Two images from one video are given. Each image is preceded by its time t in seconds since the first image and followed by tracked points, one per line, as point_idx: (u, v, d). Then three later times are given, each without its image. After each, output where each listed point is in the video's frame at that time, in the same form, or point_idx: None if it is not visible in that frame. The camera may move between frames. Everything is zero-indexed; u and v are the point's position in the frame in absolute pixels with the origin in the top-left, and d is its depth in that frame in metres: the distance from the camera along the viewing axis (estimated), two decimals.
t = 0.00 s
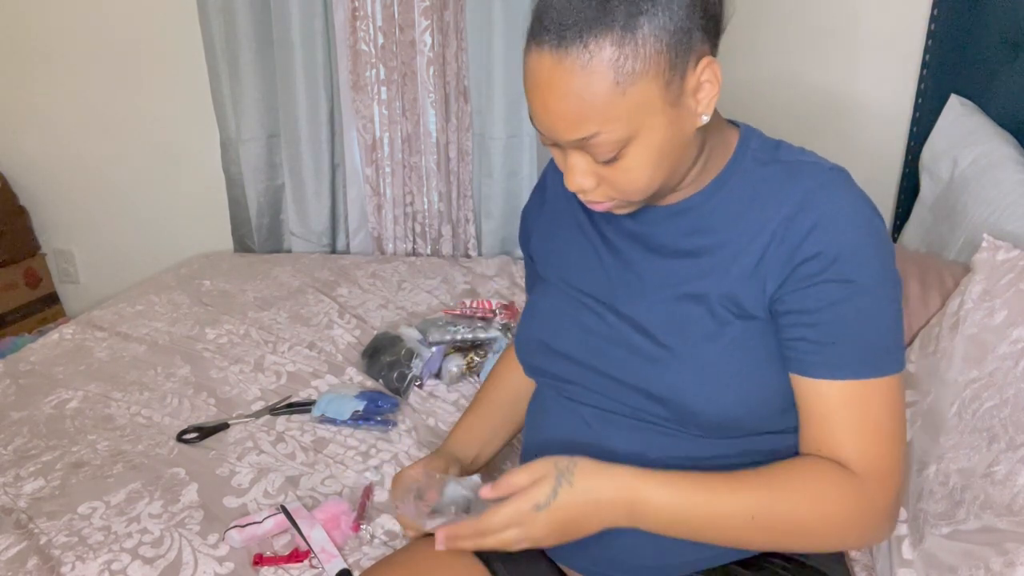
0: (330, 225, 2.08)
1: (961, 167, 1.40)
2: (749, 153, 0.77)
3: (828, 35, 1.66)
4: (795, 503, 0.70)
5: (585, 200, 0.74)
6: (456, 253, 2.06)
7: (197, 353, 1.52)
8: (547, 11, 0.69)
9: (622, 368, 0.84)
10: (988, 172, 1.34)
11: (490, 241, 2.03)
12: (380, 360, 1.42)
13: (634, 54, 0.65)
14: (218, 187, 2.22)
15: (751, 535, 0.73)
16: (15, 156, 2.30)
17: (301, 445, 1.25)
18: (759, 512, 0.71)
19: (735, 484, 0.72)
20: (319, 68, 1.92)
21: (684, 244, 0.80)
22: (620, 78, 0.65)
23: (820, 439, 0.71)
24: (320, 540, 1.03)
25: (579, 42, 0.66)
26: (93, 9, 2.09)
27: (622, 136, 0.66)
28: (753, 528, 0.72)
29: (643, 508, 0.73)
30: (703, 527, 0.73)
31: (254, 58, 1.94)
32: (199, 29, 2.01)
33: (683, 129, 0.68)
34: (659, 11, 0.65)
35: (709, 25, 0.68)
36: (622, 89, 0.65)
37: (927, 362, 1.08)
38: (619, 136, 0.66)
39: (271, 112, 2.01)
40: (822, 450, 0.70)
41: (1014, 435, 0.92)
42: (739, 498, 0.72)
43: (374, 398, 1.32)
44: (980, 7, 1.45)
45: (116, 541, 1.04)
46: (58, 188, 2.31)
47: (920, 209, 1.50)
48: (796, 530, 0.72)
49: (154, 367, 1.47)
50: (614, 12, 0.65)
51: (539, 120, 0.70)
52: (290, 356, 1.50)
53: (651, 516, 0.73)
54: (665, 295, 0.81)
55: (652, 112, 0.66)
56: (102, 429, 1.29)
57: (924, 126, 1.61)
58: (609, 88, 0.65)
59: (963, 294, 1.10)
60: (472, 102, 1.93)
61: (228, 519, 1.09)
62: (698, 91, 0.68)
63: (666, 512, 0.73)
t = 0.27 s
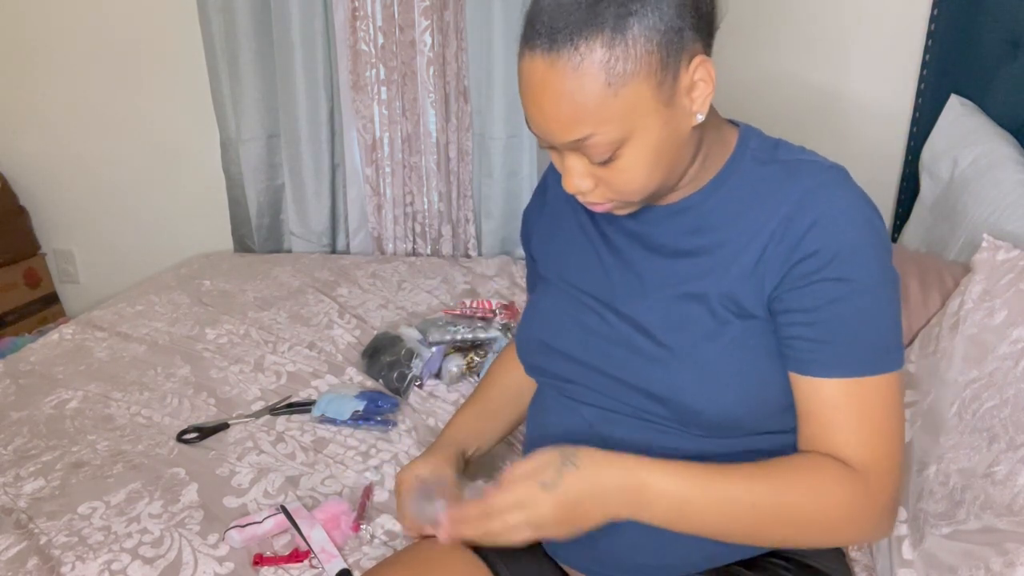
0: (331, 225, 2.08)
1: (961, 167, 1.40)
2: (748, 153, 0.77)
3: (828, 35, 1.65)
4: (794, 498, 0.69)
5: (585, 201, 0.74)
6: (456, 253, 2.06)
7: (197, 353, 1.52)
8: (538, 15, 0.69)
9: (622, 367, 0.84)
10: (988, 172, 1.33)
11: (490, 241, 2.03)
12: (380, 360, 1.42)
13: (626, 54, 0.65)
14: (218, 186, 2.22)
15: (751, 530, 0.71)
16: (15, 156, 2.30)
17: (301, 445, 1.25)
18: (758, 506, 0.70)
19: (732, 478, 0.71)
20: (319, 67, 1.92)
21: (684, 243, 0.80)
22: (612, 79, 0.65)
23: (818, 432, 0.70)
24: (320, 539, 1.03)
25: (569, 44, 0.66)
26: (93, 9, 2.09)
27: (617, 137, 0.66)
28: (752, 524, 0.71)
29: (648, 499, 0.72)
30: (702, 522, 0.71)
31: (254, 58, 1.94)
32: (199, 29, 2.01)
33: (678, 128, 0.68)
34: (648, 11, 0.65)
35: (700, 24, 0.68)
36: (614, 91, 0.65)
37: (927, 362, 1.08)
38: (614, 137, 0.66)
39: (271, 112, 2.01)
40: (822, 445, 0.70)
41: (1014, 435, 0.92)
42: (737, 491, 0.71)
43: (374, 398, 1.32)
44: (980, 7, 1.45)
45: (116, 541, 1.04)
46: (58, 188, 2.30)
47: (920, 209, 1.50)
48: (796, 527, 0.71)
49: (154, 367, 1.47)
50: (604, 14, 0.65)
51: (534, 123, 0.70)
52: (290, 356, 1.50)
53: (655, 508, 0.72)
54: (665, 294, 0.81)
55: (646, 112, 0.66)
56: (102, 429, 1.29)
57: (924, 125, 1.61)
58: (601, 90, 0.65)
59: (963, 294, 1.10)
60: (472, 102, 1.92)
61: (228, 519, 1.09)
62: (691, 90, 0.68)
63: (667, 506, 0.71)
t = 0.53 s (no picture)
0: (331, 225, 2.08)
1: (961, 167, 1.40)
2: (749, 155, 0.78)
3: (827, 36, 1.65)
4: (868, 483, 0.68)
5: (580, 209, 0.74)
6: (456, 253, 2.06)
7: (197, 353, 1.52)
8: (527, 26, 0.70)
9: (623, 369, 0.83)
10: (988, 173, 1.34)
11: (490, 241, 2.03)
12: (380, 360, 1.42)
13: (614, 63, 0.65)
14: (218, 186, 2.22)
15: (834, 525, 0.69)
16: (15, 156, 2.30)
17: (301, 445, 1.25)
18: (837, 496, 0.69)
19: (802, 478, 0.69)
20: (319, 68, 1.92)
21: (688, 245, 0.80)
22: (601, 88, 0.65)
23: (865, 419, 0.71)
24: (319, 539, 1.03)
25: (558, 54, 0.66)
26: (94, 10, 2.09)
27: (608, 144, 0.66)
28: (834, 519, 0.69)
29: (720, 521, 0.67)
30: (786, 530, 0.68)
31: (254, 58, 1.94)
32: (199, 29, 2.01)
33: (671, 133, 0.68)
34: (636, 20, 0.65)
35: (692, 30, 0.68)
36: (603, 99, 0.65)
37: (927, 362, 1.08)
38: (606, 143, 0.66)
39: (271, 112, 2.01)
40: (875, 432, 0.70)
41: (1014, 435, 0.92)
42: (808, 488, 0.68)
43: (374, 398, 1.32)
44: (980, 7, 1.45)
45: (116, 541, 1.04)
46: (58, 188, 2.30)
47: (920, 209, 1.50)
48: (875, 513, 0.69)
49: (154, 367, 1.47)
50: (592, 24, 0.66)
51: (526, 134, 0.70)
52: (290, 356, 1.50)
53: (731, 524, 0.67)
54: (667, 294, 0.81)
55: (637, 118, 0.66)
56: (102, 429, 1.29)
57: (924, 125, 1.61)
58: (590, 99, 0.65)
59: (962, 294, 1.10)
60: (472, 102, 1.93)
61: (229, 519, 1.09)
62: (683, 96, 0.68)
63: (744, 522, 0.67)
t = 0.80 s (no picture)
0: (330, 225, 2.08)
1: (961, 167, 1.41)
2: (759, 155, 0.77)
3: (829, 36, 1.66)
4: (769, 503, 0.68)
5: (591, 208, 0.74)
6: (456, 253, 2.06)
7: (197, 353, 1.52)
8: (539, 24, 0.69)
9: (628, 368, 0.84)
10: (987, 173, 1.34)
11: (490, 241, 2.02)
12: (380, 360, 1.42)
13: (626, 62, 0.65)
14: (218, 186, 2.22)
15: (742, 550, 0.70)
16: (15, 156, 2.30)
17: (301, 445, 1.25)
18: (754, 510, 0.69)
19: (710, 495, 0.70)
20: (319, 68, 1.92)
21: (693, 244, 0.80)
22: (613, 87, 0.65)
23: (803, 450, 0.68)
24: (320, 539, 1.03)
25: (570, 53, 0.66)
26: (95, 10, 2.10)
27: (620, 143, 0.66)
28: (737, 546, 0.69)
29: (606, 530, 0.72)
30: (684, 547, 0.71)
31: (254, 58, 1.95)
32: (199, 29, 2.01)
33: (684, 134, 0.68)
34: (648, 19, 0.65)
35: (704, 29, 0.68)
36: (615, 99, 0.65)
37: (927, 362, 1.08)
38: (619, 144, 0.66)
39: (270, 112, 2.01)
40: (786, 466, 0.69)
41: (1013, 435, 0.92)
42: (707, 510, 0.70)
43: (374, 398, 1.32)
44: (980, 8, 1.45)
45: (116, 541, 1.05)
46: (58, 188, 2.30)
47: (920, 209, 1.50)
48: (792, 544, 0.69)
49: (154, 367, 1.47)
50: (604, 23, 0.66)
51: (538, 131, 0.70)
52: (290, 356, 1.50)
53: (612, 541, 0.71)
54: (672, 294, 0.81)
55: (650, 119, 0.66)
56: (102, 429, 1.29)
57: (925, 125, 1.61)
58: (602, 98, 0.65)
59: (962, 294, 1.10)
60: (472, 102, 1.93)
61: (228, 519, 1.09)
62: (694, 96, 0.68)
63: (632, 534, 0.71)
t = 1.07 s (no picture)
0: (331, 225, 2.08)
1: (961, 167, 1.40)
2: (758, 155, 0.77)
3: (833, 36, 1.66)
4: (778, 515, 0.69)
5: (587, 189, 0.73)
6: (456, 253, 2.06)
7: (197, 353, 1.52)
8: None
9: (625, 367, 0.84)
10: (988, 172, 1.34)
11: (490, 241, 2.02)
12: (380, 360, 1.42)
13: (623, 28, 0.65)
14: (218, 186, 2.22)
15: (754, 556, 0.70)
16: (15, 156, 2.30)
17: (301, 445, 1.25)
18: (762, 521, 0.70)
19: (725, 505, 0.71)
20: (319, 68, 1.92)
21: (691, 243, 0.80)
22: (609, 52, 0.65)
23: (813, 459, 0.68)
24: (319, 539, 1.03)
25: (570, 19, 0.67)
26: (95, 10, 2.10)
27: (615, 110, 0.66)
28: (754, 552, 0.70)
29: (624, 532, 0.73)
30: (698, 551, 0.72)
31: (254, 58, 1.95)
32: (199, 29, 2.01)
33: (683, 106, 0.67)
34: None
35: (705, 9, 0.68)
36: (611, 63, 0.66)
37: (926, 362, 1.08)
38: (614, 107, 0.66)
39: (270, 112, 2.01)
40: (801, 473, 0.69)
41: (1013, 435, 0.92)
42: (728, 518, 0.70)
43: (374, 398, 1.32)
44: (980, 7, 1.45)
45: (116, 541, 1.05)
46: (58, 188, 2.30)
47: (920, 209, 1.50)
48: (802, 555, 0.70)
49: (154, 367, 1.47)
50: None
51: (537, 104, 0.71)
52: (290, 356, 1.50)
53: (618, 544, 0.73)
54: (670, 294, 0.81)
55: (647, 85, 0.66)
56: (102, 429, 1.29)
57: (925, 124, 1.61)
58: (597, 61, 0.66)
59: (962, 294, 1.10)
60: (472, 102, 1.93)
61: (228, 519, 1.09)
62: (693, 72, 0.67)
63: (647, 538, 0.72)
